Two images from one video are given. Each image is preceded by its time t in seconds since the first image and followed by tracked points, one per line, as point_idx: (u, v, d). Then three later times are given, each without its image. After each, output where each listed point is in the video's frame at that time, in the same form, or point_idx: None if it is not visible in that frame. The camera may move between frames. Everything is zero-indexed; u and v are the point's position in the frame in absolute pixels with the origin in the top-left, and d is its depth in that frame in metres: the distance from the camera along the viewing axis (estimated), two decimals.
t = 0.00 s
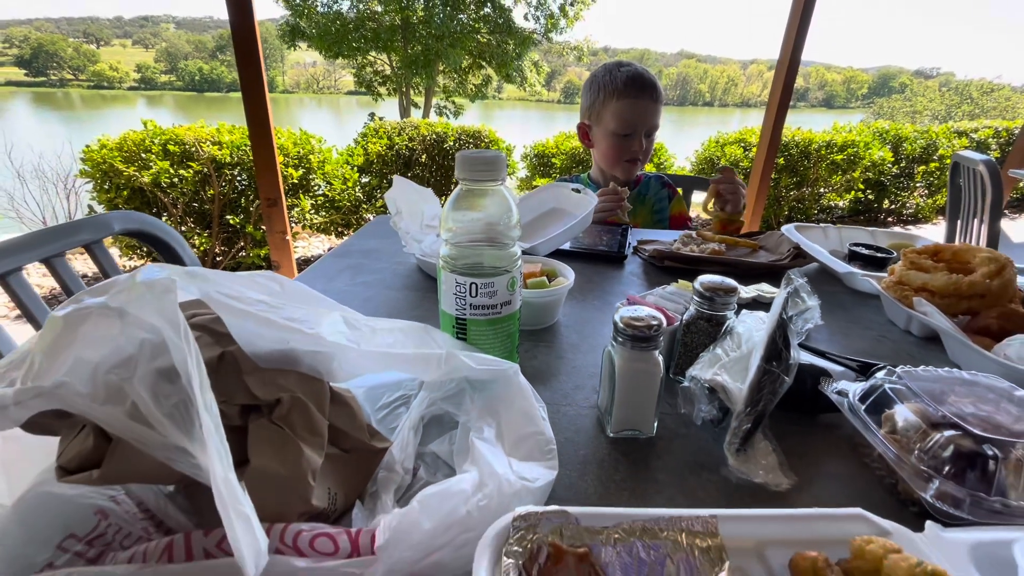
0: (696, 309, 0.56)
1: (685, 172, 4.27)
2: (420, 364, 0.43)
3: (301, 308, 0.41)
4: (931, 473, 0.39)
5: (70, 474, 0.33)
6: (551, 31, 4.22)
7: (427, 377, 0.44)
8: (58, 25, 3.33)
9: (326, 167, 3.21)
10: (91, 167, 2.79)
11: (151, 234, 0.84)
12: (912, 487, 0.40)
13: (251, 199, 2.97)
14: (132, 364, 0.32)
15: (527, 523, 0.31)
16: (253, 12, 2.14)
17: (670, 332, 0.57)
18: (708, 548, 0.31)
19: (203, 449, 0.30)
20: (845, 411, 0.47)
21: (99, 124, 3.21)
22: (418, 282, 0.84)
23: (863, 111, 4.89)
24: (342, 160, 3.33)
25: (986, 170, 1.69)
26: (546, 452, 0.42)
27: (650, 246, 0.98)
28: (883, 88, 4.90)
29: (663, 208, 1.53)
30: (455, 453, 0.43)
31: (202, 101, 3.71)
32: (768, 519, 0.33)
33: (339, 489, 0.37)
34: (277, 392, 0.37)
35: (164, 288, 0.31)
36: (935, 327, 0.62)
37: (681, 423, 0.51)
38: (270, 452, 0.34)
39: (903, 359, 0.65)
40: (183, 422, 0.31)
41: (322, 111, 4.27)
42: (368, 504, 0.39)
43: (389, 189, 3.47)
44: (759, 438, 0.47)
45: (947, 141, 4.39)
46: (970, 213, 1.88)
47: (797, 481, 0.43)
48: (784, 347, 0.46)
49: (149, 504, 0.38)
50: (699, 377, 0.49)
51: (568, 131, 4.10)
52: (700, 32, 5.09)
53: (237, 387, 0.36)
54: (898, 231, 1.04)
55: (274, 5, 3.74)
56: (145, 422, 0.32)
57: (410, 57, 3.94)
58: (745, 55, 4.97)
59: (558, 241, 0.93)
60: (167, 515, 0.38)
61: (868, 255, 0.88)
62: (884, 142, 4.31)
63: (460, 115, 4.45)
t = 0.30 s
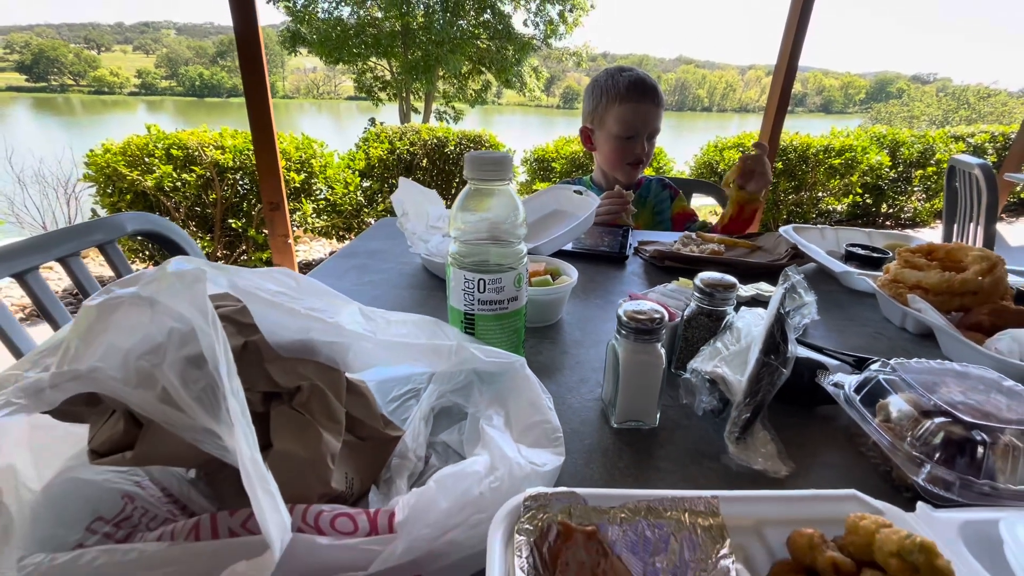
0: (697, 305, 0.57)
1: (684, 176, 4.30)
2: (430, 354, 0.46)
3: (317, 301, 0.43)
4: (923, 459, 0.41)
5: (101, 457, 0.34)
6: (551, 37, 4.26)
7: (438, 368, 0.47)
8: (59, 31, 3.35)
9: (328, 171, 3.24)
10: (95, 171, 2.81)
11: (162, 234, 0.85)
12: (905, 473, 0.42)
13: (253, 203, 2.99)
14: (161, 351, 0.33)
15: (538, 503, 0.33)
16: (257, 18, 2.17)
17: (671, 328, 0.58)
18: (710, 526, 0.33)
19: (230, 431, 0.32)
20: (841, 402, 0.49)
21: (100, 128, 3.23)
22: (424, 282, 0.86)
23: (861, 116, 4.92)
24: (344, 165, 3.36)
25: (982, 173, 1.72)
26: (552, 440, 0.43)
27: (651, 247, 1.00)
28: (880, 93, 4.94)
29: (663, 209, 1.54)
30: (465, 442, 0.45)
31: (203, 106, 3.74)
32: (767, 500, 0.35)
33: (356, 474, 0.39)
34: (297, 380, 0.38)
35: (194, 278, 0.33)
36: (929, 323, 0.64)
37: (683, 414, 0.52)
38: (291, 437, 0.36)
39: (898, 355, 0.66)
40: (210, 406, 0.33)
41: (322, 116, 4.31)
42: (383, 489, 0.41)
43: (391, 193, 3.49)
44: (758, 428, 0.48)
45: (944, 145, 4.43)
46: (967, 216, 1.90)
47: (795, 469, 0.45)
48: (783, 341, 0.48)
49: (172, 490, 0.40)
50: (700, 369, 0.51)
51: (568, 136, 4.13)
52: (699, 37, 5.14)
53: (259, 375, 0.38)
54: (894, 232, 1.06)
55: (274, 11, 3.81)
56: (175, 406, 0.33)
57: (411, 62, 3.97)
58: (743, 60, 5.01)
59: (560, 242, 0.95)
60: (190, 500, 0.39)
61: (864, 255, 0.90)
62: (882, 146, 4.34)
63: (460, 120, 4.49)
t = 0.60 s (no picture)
0: (687, 311, 0.59)
1: (678, 183, 4.34)
2: (430, 361, 0.47)
3: (318, 309, 0.44)
4: (901, 458, 0.42)
5: (111, 460, 0.35)
6: (545, 44, 4.31)
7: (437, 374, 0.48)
8: (53, 37, 3.35)
9: (324, 178, 3.26)
10: (90, 178, 2.81)
11: (162, 243, 0.87)
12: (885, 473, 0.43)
13: (249, 210, 3.00)
14: (170, 358, 0.35)
15: (531, 502, 0.34)
16: (254, 24, 2.19)
17: (662, 333, 0.60)
18: (696, 525, 0.34)
19: (237, 435, 0.33)
20: (824, 405, 0.51)
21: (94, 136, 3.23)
22: (421, 289, 0.88)
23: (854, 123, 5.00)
24: (340, 172, 3.38)
25: (967, 181, 1.76)
26: (546, 442, 0.45)
27: (643, 254, 1.03)
28: (871, 100, 5.01)
29: (656, 211, 1.54)
30: (461, 446, 0.46)
31: (198, 113, 3.75)
32: (751, 499, 0.36)
33: (356, 477, 0.40)
34: (300, 385, 0.40)
35: (203, 289, 0.35)
36: (911, 328, 0.66)
37: (673, 417, 0.54)
38: (294, 440, 0.37)
39: (882, 359, 0.68)
40: (218, 411, 0.34)
41: (318, 123, 4.33)
42: (382, 491, 0.42)
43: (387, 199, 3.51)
44: (745, 430, 0.50)
45: (932, 152, 4.50)
46: (953, 222, 1.94)
47: (780, 470, 0.47)
48: (768, 346, 0.49)
49: (177, 493, 0.41)
50: (689, 373, 0.53)
51: (563, 143, 4.17)
52: (692, 45, 5.19)
53: (263, 381, 0.39)
54: (881, 238, 1.09)
55: (270, 18, 3.83)
56: (184, 411, 0.35)
57: (406, 69, 3.99)
58: (736, 68, 5.06)
59: (555, 250, 0.97)
60: (195, 502, 0.40)
61: (850, 262, 0.92)
62: (872, 153, 4.38)
63: (455, 127, 4.51)
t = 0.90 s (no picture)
0: (662, 328, 0.60)
1: (668, 192, 4.39)
2: (408, 381, 0.47)
3: (294, 332, 0.45)
4: (867, 477, 0.43)
5: (82, 487, 0.36)
6: (537, 54, 4.35)
7: (414, 394, 0.48)
8: (45, 45, 3.35)
9: (315, 188, 3.26)
10: (79, 188, 2.80)
11: (147, 260, 0.87)
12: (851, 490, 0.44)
13: (239, 220, 2.99)
14: (142, 386, 0.35)
15: (501, 526, 0.35)
16: (244, 33, 2.20)
17: (638, 351, 0.61)
18: (662, 546, 0.35)
19: (207, 463, 0.33)
20: (796, 422, 0.52)
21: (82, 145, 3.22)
22: (405, 304, 0.88)
23: (841, 131, 5.06)
24: (332, 181, 3.38)
25: (948, 192, 1.79)
26: (521, 463, 0.46)
27: (627, 267, 1.04)
28: (859, 108, 5.08)
29: (641, 224, 1.54)
30: (438, 466, 0.47)
31: (190, 120, 3.75)
32: (715, 520, 0.37)
33: (330, 501, 0.40)
34: (274, 410, 0.40)
35: (175, 317, 0.35)
36: (884, 343, 0.67)
37: (648, 435, 0.55)
38: (268, 465, 0.38)
39: (856, 373, 0.70)
40: (188, 438, 0.35)
41: (311, 131, 4.34)
42: (356, 513, 0.42)
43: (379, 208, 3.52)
44: (718, 448, 0.51)
45: (917, 161, 4.58)
46: (936, 232, 1.98)
47: (752, 488, 0.47)
48: (741, 365, 0.50)
49: (151, 518, 0.41)
50: (663, 393, 0.53)
51: (555, 152, 4.20)
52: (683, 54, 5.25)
53: (238, 406, 0.40)
54: (860, 251, 1.10)
55: (263, 27, 3.85)
56: (155, 439, 0.35)
57: (399, 78, 4.02)
58: (726, 77, 5.13)
59: (539, 264, 0.98)
60: (169, 527, 0.40)
61: (829, 276, 0.94)
62: (858, 162, 4.51)
63: (448, 135, 4.53)
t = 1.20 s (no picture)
0: (643, 330, 0.62)
1: (659, 198, 4.45)
2: (391, 381, 0.49)
3: (279, 334, 0.46)
4: (836, 470, 0.45)
5: (68, 486, 0.36)
6: (530, 62, 4.40)
7: (397, 394, 0.49)
8: (35, 53, 3.34)
9: (307, 195, 3.26)
10: (69, 197, 2.80)
11: (137, 267, 0.88)
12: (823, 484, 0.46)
13: (231, 227, 2.98)
14: (129, 387, 0.36)
15: (480, 519, 0.36)
16: (237, 42, 2.22)
17: (620, 352, 0.62)
18: (636, 537, 0.36)
19: (193, 460, 0.34)
20: (771, 420, 0.53)
21: (73, 153, 3.21)
22: (393, 309, 0.89)
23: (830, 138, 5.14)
24: (324, 189, 3.39)
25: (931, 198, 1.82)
26: (502, 460, 0.46)
27: (613, 272, 1.05)
28: (848, 115, 5.16)
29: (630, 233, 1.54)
30: (422, 465, 0.48)
31: (182, 128, 3.76)
32: (687, 511, 0.38)
33: (314, 498, 0.41)
34: (259, 410, 0.41)
35: (161, 319, 0.36)
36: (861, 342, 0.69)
37: (628, 433, 0.56)
38: (253, 463, 0.39)
39: (834, 373, 0.71)
40: (174, 437, 0.36)
41: (304, 138, 4.36)
42: (340, 511, 0.43)
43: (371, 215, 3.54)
44: (696, 445, 0.52)
45: (903, 167, 4.66)
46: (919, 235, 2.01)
47: (728, 483, 0.49)
48: (718, 364, 0.52)
49: (138, 517, 0.42)
50: (642, 392, 0.55)
51: (547, 159, 4.24)
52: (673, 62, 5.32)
53: (224, 406, 0.41)
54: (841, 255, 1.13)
55: (256, 35, 3.88)
56: (142, 438, 0.36)
57: (392, 86, 4.05)
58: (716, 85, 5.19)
59: (526, 269, 0.99)
60: (155, 526, 0.42)
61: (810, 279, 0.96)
62: (846, 168, 4.60)
63: (441, 142, 4.55)
